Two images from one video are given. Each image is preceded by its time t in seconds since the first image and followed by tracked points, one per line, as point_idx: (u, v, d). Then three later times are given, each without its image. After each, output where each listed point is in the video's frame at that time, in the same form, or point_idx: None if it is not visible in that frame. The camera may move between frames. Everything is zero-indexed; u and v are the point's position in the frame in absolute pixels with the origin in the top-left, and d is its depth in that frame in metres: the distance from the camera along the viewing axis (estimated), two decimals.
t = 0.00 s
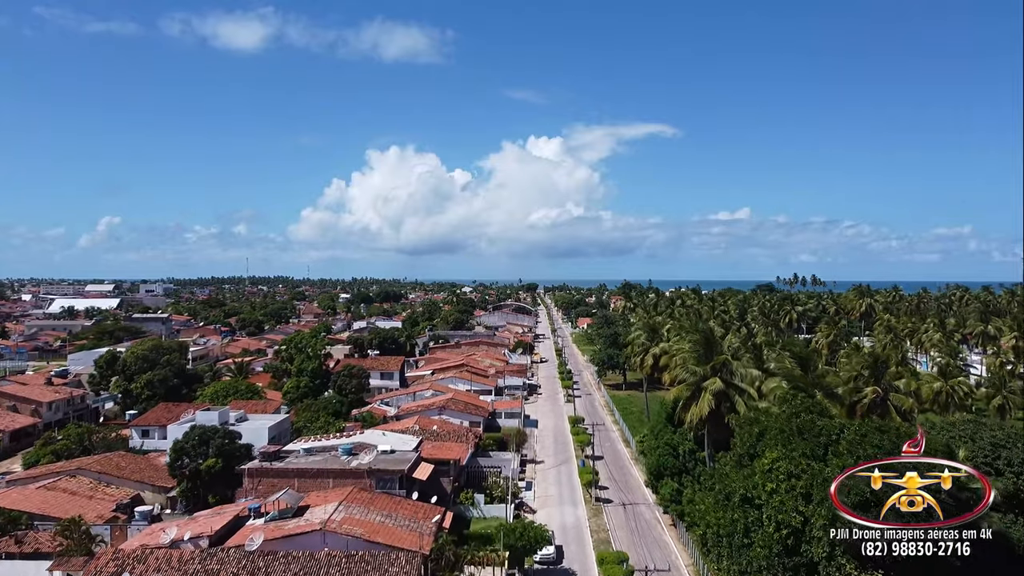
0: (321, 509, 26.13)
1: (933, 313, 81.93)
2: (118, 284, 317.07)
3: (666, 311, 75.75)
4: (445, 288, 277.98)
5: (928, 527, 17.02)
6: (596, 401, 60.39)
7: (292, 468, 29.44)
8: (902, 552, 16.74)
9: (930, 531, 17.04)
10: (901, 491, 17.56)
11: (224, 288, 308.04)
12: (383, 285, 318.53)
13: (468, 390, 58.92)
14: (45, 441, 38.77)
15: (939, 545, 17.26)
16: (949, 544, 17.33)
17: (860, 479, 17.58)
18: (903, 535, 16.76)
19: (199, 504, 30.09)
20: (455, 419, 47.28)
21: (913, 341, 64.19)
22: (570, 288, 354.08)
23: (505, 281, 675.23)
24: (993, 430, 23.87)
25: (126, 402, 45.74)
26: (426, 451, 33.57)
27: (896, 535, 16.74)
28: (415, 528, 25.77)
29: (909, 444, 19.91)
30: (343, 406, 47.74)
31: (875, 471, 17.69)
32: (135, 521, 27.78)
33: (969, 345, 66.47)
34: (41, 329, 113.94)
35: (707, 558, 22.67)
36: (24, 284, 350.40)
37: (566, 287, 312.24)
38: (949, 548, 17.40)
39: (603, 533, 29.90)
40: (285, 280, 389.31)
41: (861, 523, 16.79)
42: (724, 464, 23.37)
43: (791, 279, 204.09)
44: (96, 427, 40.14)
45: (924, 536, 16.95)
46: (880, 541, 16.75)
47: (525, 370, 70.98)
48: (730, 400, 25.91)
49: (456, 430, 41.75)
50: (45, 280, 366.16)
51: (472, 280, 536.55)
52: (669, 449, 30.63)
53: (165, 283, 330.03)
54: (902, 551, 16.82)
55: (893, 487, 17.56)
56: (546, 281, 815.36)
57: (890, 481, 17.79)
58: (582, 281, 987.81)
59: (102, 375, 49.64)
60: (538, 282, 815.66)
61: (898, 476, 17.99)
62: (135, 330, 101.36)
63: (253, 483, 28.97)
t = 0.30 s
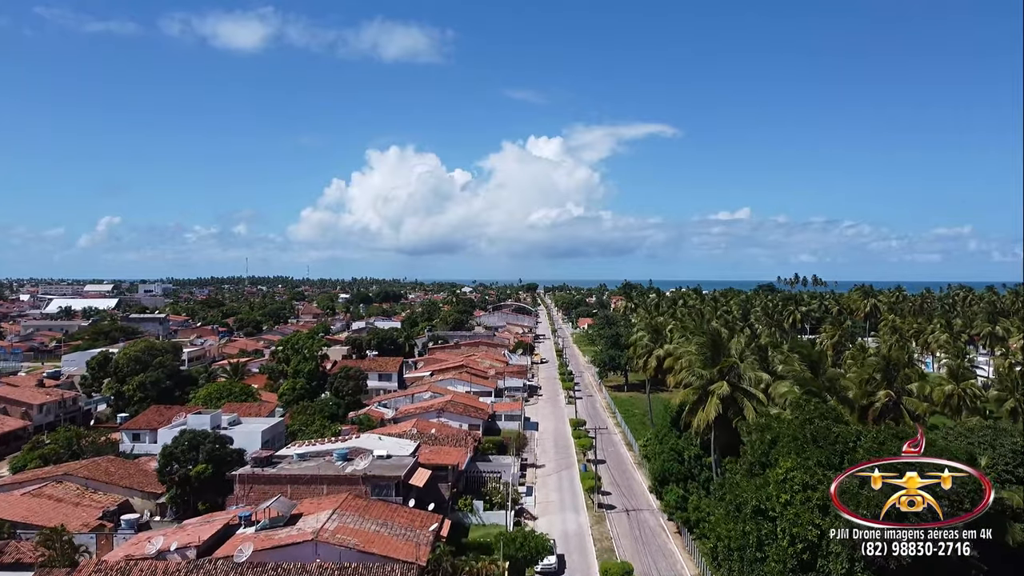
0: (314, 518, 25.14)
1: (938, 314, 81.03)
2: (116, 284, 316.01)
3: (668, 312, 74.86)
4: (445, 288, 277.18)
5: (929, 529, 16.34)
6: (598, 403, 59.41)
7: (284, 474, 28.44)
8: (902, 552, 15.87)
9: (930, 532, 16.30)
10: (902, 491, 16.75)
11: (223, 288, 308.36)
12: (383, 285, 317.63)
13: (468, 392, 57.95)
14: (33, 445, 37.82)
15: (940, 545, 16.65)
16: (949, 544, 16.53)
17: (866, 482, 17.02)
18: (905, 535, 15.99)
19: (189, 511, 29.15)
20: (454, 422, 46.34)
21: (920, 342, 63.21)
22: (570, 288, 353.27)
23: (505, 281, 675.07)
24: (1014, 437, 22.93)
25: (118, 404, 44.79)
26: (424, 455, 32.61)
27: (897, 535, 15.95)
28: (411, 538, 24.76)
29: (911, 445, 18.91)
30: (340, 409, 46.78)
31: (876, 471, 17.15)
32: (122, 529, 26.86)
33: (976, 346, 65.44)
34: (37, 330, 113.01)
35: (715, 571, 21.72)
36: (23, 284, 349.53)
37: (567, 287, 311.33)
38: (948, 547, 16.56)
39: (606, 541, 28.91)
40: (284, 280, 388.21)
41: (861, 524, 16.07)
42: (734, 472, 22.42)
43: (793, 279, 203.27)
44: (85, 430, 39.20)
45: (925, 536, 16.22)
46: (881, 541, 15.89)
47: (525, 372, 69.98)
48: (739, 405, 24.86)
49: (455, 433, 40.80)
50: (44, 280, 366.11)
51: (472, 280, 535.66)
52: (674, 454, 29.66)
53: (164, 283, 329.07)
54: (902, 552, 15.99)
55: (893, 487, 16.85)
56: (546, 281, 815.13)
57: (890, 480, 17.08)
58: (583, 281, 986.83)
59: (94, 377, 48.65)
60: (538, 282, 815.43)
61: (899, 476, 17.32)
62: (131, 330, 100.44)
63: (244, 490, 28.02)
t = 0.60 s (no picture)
0: (307, 527, 24.19)
1: (942, 315, 80.14)
2: (115, 284, 314.87)
3: (670, 312, 73.91)
4: (445, 287, 276.38)
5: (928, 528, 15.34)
6: (600, 405, 58.43)
7: (276, 481, 27.47)
8: (903, 554, 15.05)
9: (930, 531, 15.33)
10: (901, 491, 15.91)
11: (222, 288, 308.01)
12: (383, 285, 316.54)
13: (467, 394, 57.03)
14: (20, 449, 36.86)
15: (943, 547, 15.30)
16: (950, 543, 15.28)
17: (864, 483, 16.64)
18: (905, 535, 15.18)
19: (178, 519, 28.19)
20: (453, 425, 45.41)
21: (926, 343, 62.25)
22: (571, 288, 352.32)
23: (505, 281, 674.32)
24: None
25: (109, 407, 43.82)
26: (421, 461, 31.66)
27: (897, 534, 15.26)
28: (407, 549, 23.84)
29: (910, 444, 18.66)
30: (336, 412, 45.80)
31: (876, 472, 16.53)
32: (107, 538, 25.91)
33: (982, 346, 64.48)
34: (32, 330, 111.93)
35: None
36: (22, 285, 348.46)
37: (567, 287, 310.26)
38: (950, 548, 15.26)
39: (609, 550, 27.96)
40: (284, 280, 386.91)
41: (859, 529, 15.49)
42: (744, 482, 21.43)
43: (795, 279, 202.23)
44: (75, 434, 38.24)
45: (925, 536, 15.26)
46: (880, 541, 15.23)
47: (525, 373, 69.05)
48: (748, 410, 23.81)
49: (453, 437, 39.85)
50: (43, 280, 365.15)
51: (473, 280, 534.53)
52: (680, 460, 28.79)
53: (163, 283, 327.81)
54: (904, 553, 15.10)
55: (895, 486, 16.19)
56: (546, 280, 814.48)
57: (890, 481, 16.37)
58: (583, 281, 985.60)
59: (85, 379, 47.64)
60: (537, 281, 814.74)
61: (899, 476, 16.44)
62: (127, 330, 99.42)
63: (235, 498, 27.08)
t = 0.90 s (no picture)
0: (299, 538, 23.22)
1: (948, 316, 79.18)
2: (115, 285, 314.25)
3: (672, 313, 72.91)
4: (445, 288, 276.55)
5: (930, 530, 14.78)
6: (601, 408, 57.47)
7: (268, 489, 26.52)
8: (904, 554, 14.45)
9: (930, 531, 14.78)
10: (901, 492, 15.73)
11: (222, 288, 308.00)
12: (382, 285, 315.42)
13: (466, 397, 56.07)
14: (6, 455, 35.87)
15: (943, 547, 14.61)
16: (952, 544, 14.57)
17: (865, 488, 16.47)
18: (906, 537, 14.67)
19: (167, 528, 27.20)
20: (451, 429, 44.46)
21: (933, 344, 61.27)
22: (571, 288, 351.32)
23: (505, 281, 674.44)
24: None
25: (101, 411, 42.84)
26: (418, 467, 30.70)
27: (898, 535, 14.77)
28: (402, 560, 22.89)
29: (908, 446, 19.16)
30: (332, 415, 44.82)
31: (876, 471, 16.41)
32: (92, 549, 24.96)
33: (989, 348, 63.52)
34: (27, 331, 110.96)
35: None
36: (20, 285, 347.17)
37: (567, 287, 309.18)
38: (952, 548, 14.56)
39: (612, 560, 26.99)
40: (283, 280, 386.57)
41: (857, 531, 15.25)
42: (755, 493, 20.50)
43: (796, 279, 201.17)
44: (63, 439, 37.26)
45: (925, 537, 14.71)
46: (881, 542, 14.83)
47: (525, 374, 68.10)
48: (758, 417, 22.86)
49: (451, 441, 38.90)
50: (42, 280, 364.65)
51: (473, 280, 533.37)
52: (685, 466, 27.90)
53: (162, 283, 327.26)
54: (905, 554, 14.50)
55: (894, 488, 16.03)
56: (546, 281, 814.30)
57: (891, 483, 16.22)
58: (583, 281, 984.44)
59: (76, 382, 46.66)
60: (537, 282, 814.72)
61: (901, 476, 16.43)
62: (123, 331, 98.48)
63: (225, 506, 26.14)
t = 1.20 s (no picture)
0: (290, 549, 22.29)
1: (952, 317, 78.24)
2: (113, 285, 313.16)
3: (675, 314, 72.06)
4: (445, 288, 275.95)
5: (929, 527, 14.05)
6: (602, 410, 56.51)
7: (258, 497, 25.55)
8: (903, 553, 13.83)
9: (930, 530, 14.01)
10: (900, 492, 15.23)
11: (220, 288, 307.04)
12: (382, 285, 314.51)
13: (465, 399, 55.15)
14: None
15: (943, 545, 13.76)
16: (952, 544, 13.66)
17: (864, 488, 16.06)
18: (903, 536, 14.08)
19: (154, 537, 26.21)
20: (449, 432, 43.53)
21: (939, 346, 60.39)
22: (571, 288, 350.45)
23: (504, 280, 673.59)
24: None
25: (91, 414, 41.86)
26: (415, 473, 29.77)
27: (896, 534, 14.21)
28: (397, 572, 21.93)
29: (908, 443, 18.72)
30: (328, 418, 43.86)
31: (877, 472, 15.93)
32: (75, 560, 23.99)
33: (996, 349, 62.66)
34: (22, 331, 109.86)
35: None
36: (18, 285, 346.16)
37: (568, 287, 308.28)
38: (951, 548, 13.63)
39: (615, 570, 26.08)
40: (282, 280, 385.94)
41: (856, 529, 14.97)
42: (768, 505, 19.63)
43: (797, 279, 200.21)
44: (51, 444, 36.30)
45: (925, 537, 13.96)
46: (881, 541, 14.30)
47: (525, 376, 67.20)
48: (769, 424, 21.91)
49: (449, 446, 37.96)
50: (40, 279, 363.80)
51: (473, 280, 532.28)
52: (691, 473, 26.99)
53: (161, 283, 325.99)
54: (904, 555, 13.85)
55: (894, 486, 15.50)
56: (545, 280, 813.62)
57: (890, 482, 15.67)
58: (583, 281, 983.49)
59: (66, 385, 45.65)
60: (537, 281, 813.98)
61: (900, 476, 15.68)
62: (119, 332, 97.42)
63: (214, 515, 25.18)
